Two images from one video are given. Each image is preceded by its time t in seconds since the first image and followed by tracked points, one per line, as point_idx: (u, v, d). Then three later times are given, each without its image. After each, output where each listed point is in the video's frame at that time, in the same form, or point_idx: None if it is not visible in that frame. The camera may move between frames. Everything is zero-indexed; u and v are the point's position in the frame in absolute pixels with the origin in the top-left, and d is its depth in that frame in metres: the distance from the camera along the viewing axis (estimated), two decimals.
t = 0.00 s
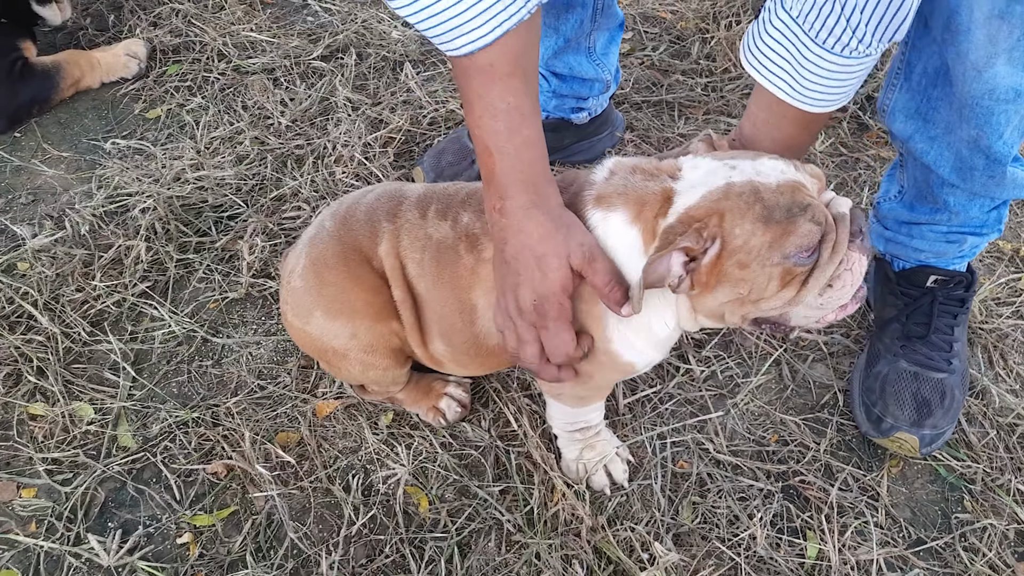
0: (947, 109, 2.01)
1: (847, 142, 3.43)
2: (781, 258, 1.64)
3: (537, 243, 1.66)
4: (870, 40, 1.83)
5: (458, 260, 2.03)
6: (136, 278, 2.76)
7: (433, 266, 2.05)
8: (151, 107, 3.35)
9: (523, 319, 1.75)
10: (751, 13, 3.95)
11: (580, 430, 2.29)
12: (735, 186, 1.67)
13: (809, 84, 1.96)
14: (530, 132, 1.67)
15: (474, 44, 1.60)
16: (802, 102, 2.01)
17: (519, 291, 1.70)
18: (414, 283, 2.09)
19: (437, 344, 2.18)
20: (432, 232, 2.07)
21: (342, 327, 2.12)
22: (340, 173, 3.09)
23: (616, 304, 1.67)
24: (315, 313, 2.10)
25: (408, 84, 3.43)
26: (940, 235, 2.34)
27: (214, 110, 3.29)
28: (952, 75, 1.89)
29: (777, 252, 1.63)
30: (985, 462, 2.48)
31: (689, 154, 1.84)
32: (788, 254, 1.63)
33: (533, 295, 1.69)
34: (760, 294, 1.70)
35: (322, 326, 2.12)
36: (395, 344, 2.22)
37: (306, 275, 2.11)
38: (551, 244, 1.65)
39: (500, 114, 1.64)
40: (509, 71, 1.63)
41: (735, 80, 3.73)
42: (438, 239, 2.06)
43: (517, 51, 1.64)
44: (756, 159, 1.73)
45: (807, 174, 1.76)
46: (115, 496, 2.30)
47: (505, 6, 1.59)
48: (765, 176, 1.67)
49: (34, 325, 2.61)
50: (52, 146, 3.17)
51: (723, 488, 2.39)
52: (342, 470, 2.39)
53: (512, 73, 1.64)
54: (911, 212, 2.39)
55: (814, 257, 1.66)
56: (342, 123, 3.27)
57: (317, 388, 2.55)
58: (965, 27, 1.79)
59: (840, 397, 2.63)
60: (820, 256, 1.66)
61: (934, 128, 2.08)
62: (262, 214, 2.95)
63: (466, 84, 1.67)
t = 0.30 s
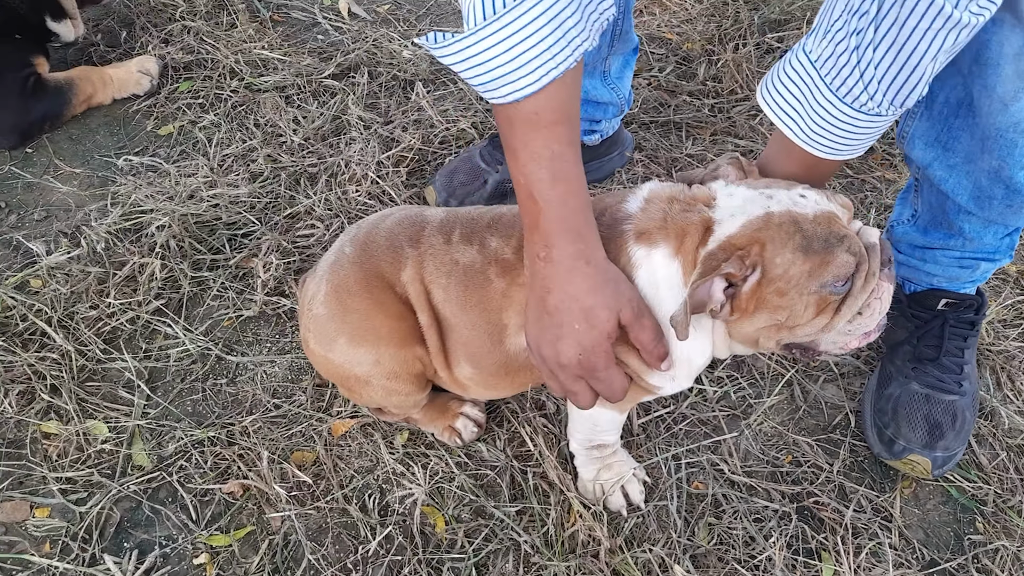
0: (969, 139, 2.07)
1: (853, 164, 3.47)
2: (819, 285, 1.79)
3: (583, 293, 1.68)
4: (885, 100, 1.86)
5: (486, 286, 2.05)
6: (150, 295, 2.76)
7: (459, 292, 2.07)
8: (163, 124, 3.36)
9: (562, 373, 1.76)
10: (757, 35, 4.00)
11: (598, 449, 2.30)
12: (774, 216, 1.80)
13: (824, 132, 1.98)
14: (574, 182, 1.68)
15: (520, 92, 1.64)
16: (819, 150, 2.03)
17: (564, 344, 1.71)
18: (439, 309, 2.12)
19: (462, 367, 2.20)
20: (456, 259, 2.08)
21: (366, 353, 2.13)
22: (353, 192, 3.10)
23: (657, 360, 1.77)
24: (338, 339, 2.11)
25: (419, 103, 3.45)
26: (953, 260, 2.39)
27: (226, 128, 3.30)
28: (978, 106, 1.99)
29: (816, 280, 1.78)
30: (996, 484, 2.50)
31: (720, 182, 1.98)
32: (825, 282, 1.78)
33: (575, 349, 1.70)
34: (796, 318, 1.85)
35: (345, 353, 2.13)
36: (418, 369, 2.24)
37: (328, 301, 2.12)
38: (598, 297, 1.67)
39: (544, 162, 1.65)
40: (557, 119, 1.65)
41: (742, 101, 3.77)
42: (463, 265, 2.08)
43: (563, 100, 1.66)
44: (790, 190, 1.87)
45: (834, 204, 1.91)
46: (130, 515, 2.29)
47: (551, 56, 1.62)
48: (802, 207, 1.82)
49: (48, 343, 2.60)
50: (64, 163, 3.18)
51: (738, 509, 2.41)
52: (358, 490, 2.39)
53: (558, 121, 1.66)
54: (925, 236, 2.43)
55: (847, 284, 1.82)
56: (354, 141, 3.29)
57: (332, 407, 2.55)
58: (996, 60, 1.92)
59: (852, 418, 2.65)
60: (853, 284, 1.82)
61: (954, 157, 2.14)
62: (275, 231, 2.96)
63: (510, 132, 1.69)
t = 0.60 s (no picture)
0: (978, 145, 2.05)
1: (850, 168, 3.44)
2: (831, 282, 1.76)
3: (621, 311, 1.62)
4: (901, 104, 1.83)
5: (486, 296, 2.01)
6: (137, 297, 2.71)
7: (458, 301, 2.03)
8: (154, 124, 3.32)
9: (606, 387, 1.71)
10: (753, 40, 3.98)
11: (595, 454, 2.26)
12: (782, 215, 1.78)
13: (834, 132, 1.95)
14: (597, 196, 1.62)
15: (545, 109, 1.56)
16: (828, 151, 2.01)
17: (606, 363, 1.65)
18: (437, 319, 2.07)
19: (459, 378, 2.15)
20: (455, 268, 2.04)
21: (360, 361, 2.09)
22: (346, 194, 3.07)
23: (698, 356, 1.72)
24: (331, 346, 2.07)
25: (413, 106, 3.42)
26: (955, 265, 2.37)
27: (218, 129, 3.27)
28: (991, 112, 1.98)
29: (827, 278, 1.75)
30: (995, 490, 2.47)
31: (722, 183, 1.96)
32: (837, 279, 1.75)
33: (619, 365, 1.65)
34: (808, 315, 1.82)
35: (338, 360, 2.09)
36: (412, 378, 2.19)
37: (322, 307, 2.08)
38: (636, 313, 1.62)
39: (570, 180, 1.59)
40: (581, 135, 1.59)
41: (738, 106, 3.75)
42: (462, 275, 2.04)
43: (585, 116, 1.59)
44: (795, 189, 1.86)
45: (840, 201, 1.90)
46: (114, 521, 2.25)
47: (576, 70, 1.54)
48: (809, 205, 1.80)
49: (33, 344, 2.56)
50: (52, 163, 3.14)
51: (734, 515, 2.37)
52: (348, 495, 2.35)
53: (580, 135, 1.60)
54: (927, 241, 2.40)
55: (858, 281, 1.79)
56: (347, 143, 3.26)
57: (322, 411, 2.51)
58: (1012, 66, 1.90)
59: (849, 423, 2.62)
60: (863, 281, 1.79)
61: (962, 163, 2.11)
62: (266, 233, 2.93)
63: (530, 151, 1.62)
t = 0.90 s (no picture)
0: (977, 139, 2.02)
1: (838, 166, 3.43)
2: (817, 277, 1.73)
3: (602, 315, 1.58)
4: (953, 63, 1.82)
5: (470, 291, 1.98)
6: (116, 296, 2.67)
7: (442, 296, 2.00)
8: (134, 121, 3.28)
9: (574, 395, 1.67)
10: (741, 37, 3.95)
11: (580, 454, 2.24)
12: (769, 209, 1.76)
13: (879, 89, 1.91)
14: (588, 197, 1.58)
15: (541, 106, 1.52)
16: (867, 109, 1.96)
17: (578, 368, 1.61)
18: (422, 315, 2.04)
19: (445, 375, 2.12)
20: (440, 263, 2.01)
21: (344, 361, 2.05)
22: (329, 192, 3.03)
23: (662, 377, 1.73)
24: (315, 346, 2.03)
25: (398, 103, 3.39)
26: (948, 261, 2.34)
27: (199, 126, 3.23)
28: (994, 103, 1.96)
29: (814, 272, 1.72)
30: (984, 489, 2.45)
31: (709, 176, 1.93)
32: (824, 272, 1.73)
33: (592, 371, 1.60)
34: (793, 310, 1.79)
35: (321, 359, 2.05)
36: (397, 377, 2.16)
37: (304, 305, 2.04)
38: (616, 319, 1.59)
39: (561, 179, 1.55)
40: (575, 134, 1.55)
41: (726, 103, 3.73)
42: (446, 270, 2.00)
43: (580, 113, 1.56)
44: (782, 181, 1.83)
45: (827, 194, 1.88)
46: (90, 523, 2.20)
47: (572, 69, 1.51)
48: (796, 198, 1.78)
49: (8, 344, 2.51)
50: (30, 160, 3.09)
51: (721, 515, 2.34)
52: (330, 496, 2.31)
53: (575, 134, 1.56)
54: (919, 237, 2.38)
55: (844, 275, 1.76)
56: (330, 140, 3.22)
57: (304, 411, 2.47)
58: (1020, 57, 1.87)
59: (837, 421, 2.60)
60: (849, 275, 1.77)
61: (959, 156, 2.09)
62: (248, 231, 2.88)
63: (524, 147, 1.57)
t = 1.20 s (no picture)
0: (966, 132, 2.03)
1: (825, 164, 3.44)
2: (793, 283, 1.73)
3: (543, 293, 1.63)
4: None
5: (451, 290, 1.98)
6: (100, 297, 2.66)
7: (423, 295, 2.00)
8: (120, 122, 3.27)
9: (515, 368, 1.71)
10: (728, 34, 3.96)
11: (564, 452, 2.25)
12: (750, 211, 1.76)
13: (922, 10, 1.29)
14: (544, 178, 1.62)
15: (498, 82, 1.55)
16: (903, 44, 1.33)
17: (520, 342, 1.66)
18: (404, 313, 2.04)
19: (426, 374, 2.12)
20: (420, 260, 2.01)
21: (327, 360, 2.04)
22: (315, 191, 3.02)
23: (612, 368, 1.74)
24: (298, 345, 2.03)
25: (384, 102, 3.38)
26: (936, 255, 2.35)
27: (185, 126, 3.22)
28: (983, 97, 1.93)
29: (791, 278, 1.72)
30: (970, 484, 2.45)
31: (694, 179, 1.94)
32: (801, 279, 1.73)
33: (531, 346, 1.65)
34: (769, 316, 1.79)
35: (304, 359, 2.04)
36: (381, 376, 2.15)
37: (286, 306, 2.04)
38: (557, 298, 1.63)
39: (516, 156, 1.58)
40: (531, 112, 1.58)
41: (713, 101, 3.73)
42: (427, 268, 2.01)
43: (538, 92, 1.59)
44: (765, 185, 1.84)
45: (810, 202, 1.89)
46: (74, 525, 2.19)
47: (531, 45, 1.55)
48: (778, 203, 1.78)
49: None
50: (14, 161, 3.08)
51: (707, 512, 2.35)
52: (315, 496, 2.30)
53: (532, 113, 1.60)
54: (908, 231, 2.39)
55: (822, 284, 1.77)
56: (317, 139, 3.21)
57: (290, 411, 2.46)
58: (1007, 47, 1.83)
59: (823, 417, 2.60)
60: (827, 284, 1.77)
61: (948, 150, 2.10)
62: (234, 231, 2.88)
63: (481, 123, 1.61)
